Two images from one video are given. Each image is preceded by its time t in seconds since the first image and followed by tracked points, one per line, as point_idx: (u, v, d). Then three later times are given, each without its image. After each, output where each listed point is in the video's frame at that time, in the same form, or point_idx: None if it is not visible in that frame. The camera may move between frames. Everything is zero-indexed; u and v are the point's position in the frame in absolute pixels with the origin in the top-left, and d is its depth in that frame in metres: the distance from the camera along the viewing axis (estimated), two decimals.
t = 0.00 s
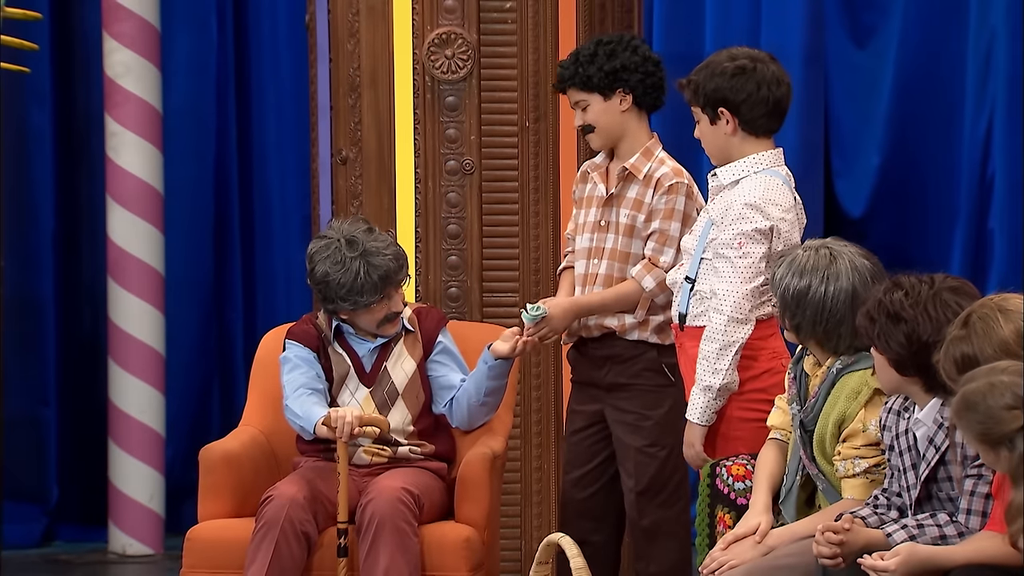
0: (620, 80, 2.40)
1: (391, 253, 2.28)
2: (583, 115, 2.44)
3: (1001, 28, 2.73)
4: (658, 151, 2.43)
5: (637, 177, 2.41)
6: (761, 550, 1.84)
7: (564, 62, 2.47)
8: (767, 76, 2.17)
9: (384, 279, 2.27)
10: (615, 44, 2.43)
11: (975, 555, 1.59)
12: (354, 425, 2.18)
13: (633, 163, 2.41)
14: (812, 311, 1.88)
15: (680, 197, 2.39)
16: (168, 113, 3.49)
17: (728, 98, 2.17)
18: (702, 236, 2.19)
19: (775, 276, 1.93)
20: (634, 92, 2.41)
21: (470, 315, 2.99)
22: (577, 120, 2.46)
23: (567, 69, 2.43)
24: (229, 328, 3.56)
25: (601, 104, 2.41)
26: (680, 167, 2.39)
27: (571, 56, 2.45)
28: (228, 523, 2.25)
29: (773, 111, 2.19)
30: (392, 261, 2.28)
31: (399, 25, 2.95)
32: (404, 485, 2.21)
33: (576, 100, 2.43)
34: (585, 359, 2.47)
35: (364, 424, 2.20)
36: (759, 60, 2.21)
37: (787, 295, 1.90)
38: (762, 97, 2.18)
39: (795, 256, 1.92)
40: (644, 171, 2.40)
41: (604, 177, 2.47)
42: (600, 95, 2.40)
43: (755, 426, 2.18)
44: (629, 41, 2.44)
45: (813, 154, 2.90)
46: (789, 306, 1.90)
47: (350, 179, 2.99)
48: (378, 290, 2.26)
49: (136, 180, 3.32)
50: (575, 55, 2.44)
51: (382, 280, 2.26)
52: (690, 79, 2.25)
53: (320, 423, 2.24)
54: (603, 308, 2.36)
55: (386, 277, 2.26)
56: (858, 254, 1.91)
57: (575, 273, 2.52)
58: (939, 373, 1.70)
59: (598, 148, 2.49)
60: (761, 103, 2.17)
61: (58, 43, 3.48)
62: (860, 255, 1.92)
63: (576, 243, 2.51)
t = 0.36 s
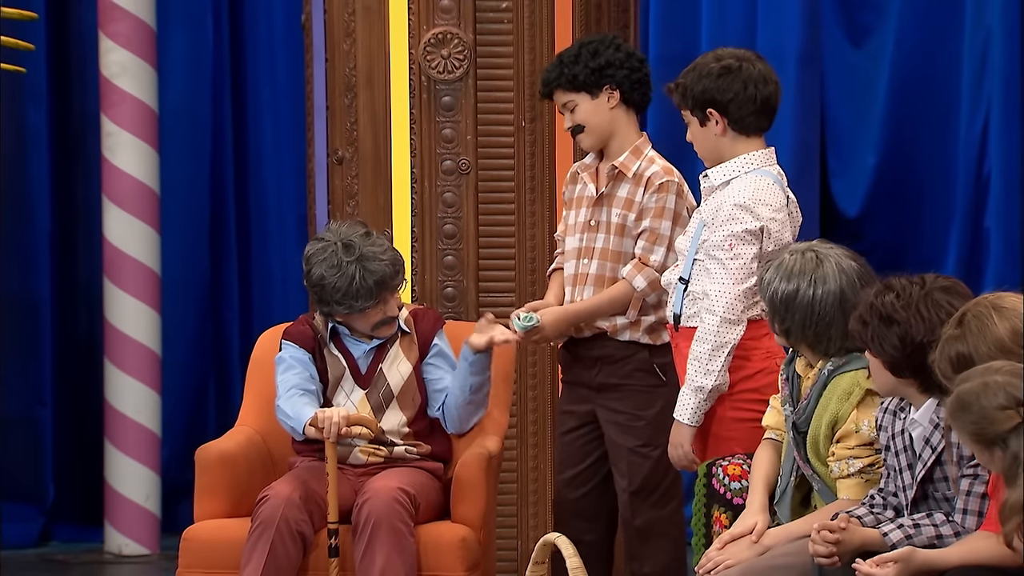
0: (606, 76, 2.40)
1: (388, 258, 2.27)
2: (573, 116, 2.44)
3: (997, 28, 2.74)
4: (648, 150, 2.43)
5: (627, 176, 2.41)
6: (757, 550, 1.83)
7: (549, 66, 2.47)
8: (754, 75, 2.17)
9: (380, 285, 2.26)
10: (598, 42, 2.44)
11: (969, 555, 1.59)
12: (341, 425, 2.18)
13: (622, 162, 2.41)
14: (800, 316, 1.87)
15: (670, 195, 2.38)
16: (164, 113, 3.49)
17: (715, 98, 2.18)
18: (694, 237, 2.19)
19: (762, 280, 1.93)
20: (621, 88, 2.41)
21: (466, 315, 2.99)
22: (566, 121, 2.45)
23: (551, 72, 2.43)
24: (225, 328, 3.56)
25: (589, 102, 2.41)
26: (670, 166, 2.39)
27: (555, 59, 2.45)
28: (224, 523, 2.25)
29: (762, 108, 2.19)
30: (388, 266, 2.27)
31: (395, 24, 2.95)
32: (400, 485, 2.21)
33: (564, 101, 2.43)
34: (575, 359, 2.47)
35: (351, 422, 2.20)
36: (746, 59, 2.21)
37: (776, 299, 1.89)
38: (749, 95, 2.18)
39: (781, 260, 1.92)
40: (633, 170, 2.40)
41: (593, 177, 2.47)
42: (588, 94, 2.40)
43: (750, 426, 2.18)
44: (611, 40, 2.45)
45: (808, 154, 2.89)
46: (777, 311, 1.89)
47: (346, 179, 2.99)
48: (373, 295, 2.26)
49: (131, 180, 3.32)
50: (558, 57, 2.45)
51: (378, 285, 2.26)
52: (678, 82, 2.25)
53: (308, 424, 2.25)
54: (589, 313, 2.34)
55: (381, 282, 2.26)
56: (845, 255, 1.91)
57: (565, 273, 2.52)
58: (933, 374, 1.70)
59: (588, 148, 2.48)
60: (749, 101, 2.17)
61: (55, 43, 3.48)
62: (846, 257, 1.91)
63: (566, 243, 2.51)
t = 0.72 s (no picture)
0: (599, 78, 2.40)
1: (378, 260, 2.26)
2: (563, 115, 2.44)
3: (991, 28, 2.75)
4: (638, 148, 2.43)
5: (618, 174, 2.42)
6: (751, 548, 1.83)
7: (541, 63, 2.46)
8: (745, 73, 2.17)
9: (369, 285, 2.25)
10: (592, 42, 2.43)
11: (962, 554, 1.60)
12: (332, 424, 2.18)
13: (614, 159, 2.41)
14: (784, 318, 1.87)
15: (661, 193, 2.38)
16: (158, 112, 3.49)
17: (707, 97, 2.18)
18: (687, 237, 2.19)
19: (746, 283, 1.93)
20: (613, 90, 2.41)
21: (461, 314, 2.99)
22: (557, 121, 2.45)
23: (543, 72, 2.42)
24: (219, 326, 3.56)
25: (580, 104, 2.41)
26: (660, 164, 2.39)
27: (547, 58, 2.44)
28: (217, 522, 2.25)
29: (754, 107, 2.19)
30: (378, 267, 2.26)
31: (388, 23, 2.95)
32: (395, 483, 2.21)
33: (555, 101, 2.42)
34: (566, 357, 2.47)
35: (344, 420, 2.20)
36: (736, 58, 2.21)
37: (759, 303, 1.89)
38: (740, 94, 2.18)
39: (763, 262, 1.92)
40: (624, 168, 2.41)
41: (585, 175, 2.47)
42: (580, 96, 2.40)
43: (743, 425, 2.18)
44: (605, 39, 2.44)
45: (802, 153, 2.90)
46: (762, 314, 1.90)
47: (340, 177, 2.99)
48: (362, 296, 2.25)
49: (125, 178, 3.32)
50: (551, 56, 2.44)
51: (367, 286, 2.25)
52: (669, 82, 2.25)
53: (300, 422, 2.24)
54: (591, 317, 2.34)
55: (370, 284, 2.25)
56: (825, 255, 1.91)
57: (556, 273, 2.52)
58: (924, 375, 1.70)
59: (578, 147, 2.48)
60: (741, 100, 2.17)
61: (48, 40, 3.47)
62: (827, 257, 1.91)
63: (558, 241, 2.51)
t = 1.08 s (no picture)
0: (618, 75, 2.41)
1: (385, 263, 2.27)
2: (577, 109, 2.44)
3: (998, 28, 2.74)
4: (651, 148, 2.43)
5: (632, 173, 2.42)
6: (758, 549, 1.83)
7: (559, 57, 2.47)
8: (750, 74, 2.18)
9: (377, 289, 2.26)
10: (614, 40, 2.44)
11: (970, 555, 1.59)
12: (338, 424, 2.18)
13: (627, 159, 2.41)
14: (794, 319, 1.87)
15: (681, 193, 2.39)
16: (164, 112, 3.49)
17: (712, 98, 2.18)
18: (694, 238, 2.19)
19: (754, 284, 1.93)
20: (630, 89, 2.42)
21: (467, 315, 2.98)
22: (570, 113, 2.45)
23: (563, 62, 2.44)
24: (225, 326, 3.56)
25: (597, 99, 2.41)
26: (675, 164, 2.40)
27: (567, 51, 2.45)
28: (223, 522, 2.25)
29: (759, 108, 2.19)
30: (385, 271, 2.27)
31: (395, 23, 2.95)
32: (401, 483, 2.21)
33: (571, 94, 2.43)
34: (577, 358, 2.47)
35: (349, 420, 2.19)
36: (741, 58, 2.21)
37: (767, 304, 1.89)
38: (746, 95, 2.18)
39: (771, 263, 1.92)
40: (638, 167, 2.41)
41: (595, 175, 2.48)
42: (597, 90, 2.41)
43: (750, 425, 2.18)
44: (627, 38, 2.45)
45: (809, 153, 2.90)
46: (770, 315, 1.89)
47: (346, 178, 2.99)
48: (370, 299, 2.25)
49: (132, 178, 3.32)
50: (571, 49, 2.45)
51: (374, 290, 2.25)
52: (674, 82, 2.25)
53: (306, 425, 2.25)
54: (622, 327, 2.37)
55: (377, 287, 2.25)
56: (833, 256, 1.91)
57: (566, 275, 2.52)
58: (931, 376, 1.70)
59: (589, 144, 2.49)
60: (746, 100, 2.17)
61: (56, 41, 3.48)
62: (833, 258, 1.91)
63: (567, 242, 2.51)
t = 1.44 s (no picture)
0: (637, 64, 2.46)
1: (380, 286, 2.23)
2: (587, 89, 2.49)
3: (998, 27, 2.74)
4: (654, 145, 2.44)
5: (633, 168, 2.42)
6: (759, 547, 1.83)
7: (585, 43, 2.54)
8: (748, 72, 2.18)
9: (373, 311, 2.23)
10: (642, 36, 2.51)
11: (969, 553, 1.59)
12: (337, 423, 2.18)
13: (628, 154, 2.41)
14: (795, 317, 1.87)
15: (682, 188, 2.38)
16: (164, 110, 3.49)
17: (710, 96, 2.18)
18: (692, 237, 2.19)
19: (755, 282, 1.93)
20: (644, 80, 2.47)
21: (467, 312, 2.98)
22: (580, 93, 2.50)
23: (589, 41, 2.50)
24: (225, 325, 3.56)
25: (610, 81, 2.46)
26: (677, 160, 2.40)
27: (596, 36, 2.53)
28: (224, 521, 2.25)
29: (758, 106, 2.19)
30: (380, 294, 2.24)
31: (396, 22, 2.95)
32: (401, 482, 2.21)
33: (587, 72, 2.48)
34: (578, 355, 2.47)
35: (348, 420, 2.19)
36: (740, 56, 2.21)
37: (768, 302, 1.89)
38: (744, 93, 2.18)
39: (772, 262, 1.92)
40: (640, 163, 2.41)
41: (598, 172, 2.48)
42: (612, 73, 2.46)
43: (749, 424, 2.18)
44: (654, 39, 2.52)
45: (809, 152, 2.90)
46: (772, 313, 1.89)
47: (347, 176, 2.99)
48: (365, 321, 2.24)
49: (133, 177, 3.32)
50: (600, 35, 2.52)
51: (369, 312, 2.23)
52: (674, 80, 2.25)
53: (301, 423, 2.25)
54: (626, 323, 2.32)
55: (372, 310, 2.23)
56: (835, 255, 1.91)
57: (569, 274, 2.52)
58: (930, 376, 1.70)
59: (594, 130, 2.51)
60: (744, 99, 2.18)
61: (56, 39, 3.48)
62: (834, 256, 1.91)
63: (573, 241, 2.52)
